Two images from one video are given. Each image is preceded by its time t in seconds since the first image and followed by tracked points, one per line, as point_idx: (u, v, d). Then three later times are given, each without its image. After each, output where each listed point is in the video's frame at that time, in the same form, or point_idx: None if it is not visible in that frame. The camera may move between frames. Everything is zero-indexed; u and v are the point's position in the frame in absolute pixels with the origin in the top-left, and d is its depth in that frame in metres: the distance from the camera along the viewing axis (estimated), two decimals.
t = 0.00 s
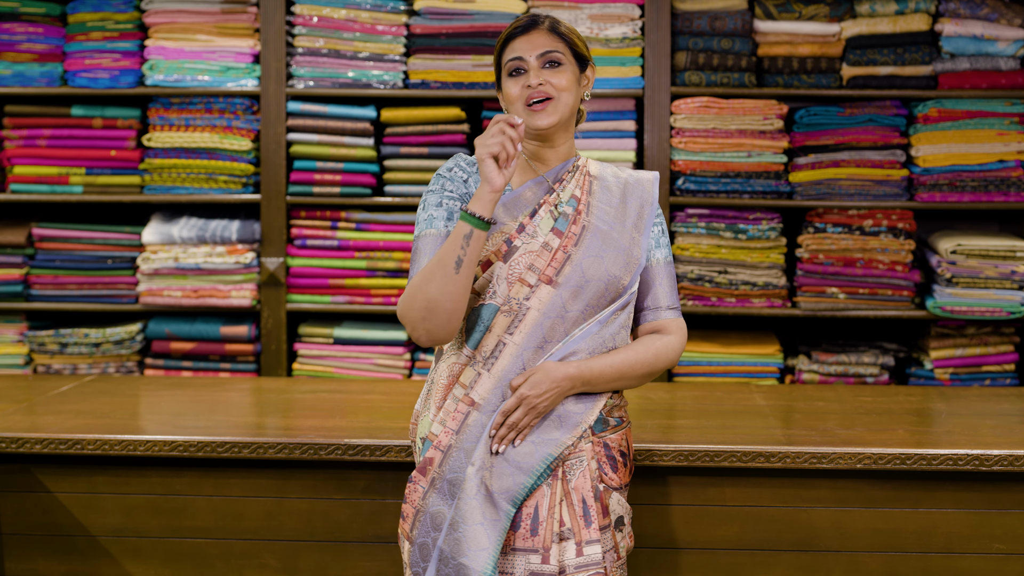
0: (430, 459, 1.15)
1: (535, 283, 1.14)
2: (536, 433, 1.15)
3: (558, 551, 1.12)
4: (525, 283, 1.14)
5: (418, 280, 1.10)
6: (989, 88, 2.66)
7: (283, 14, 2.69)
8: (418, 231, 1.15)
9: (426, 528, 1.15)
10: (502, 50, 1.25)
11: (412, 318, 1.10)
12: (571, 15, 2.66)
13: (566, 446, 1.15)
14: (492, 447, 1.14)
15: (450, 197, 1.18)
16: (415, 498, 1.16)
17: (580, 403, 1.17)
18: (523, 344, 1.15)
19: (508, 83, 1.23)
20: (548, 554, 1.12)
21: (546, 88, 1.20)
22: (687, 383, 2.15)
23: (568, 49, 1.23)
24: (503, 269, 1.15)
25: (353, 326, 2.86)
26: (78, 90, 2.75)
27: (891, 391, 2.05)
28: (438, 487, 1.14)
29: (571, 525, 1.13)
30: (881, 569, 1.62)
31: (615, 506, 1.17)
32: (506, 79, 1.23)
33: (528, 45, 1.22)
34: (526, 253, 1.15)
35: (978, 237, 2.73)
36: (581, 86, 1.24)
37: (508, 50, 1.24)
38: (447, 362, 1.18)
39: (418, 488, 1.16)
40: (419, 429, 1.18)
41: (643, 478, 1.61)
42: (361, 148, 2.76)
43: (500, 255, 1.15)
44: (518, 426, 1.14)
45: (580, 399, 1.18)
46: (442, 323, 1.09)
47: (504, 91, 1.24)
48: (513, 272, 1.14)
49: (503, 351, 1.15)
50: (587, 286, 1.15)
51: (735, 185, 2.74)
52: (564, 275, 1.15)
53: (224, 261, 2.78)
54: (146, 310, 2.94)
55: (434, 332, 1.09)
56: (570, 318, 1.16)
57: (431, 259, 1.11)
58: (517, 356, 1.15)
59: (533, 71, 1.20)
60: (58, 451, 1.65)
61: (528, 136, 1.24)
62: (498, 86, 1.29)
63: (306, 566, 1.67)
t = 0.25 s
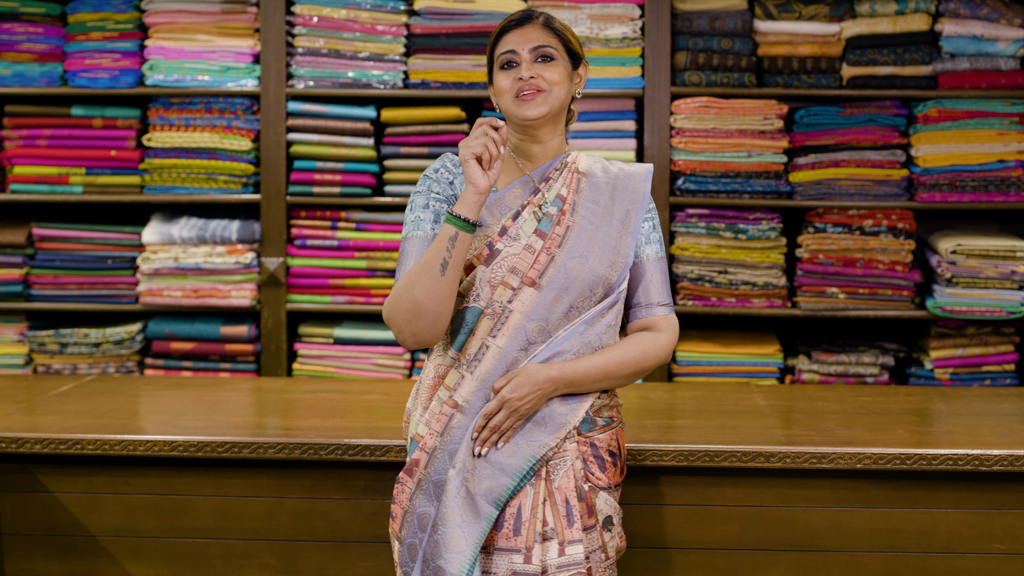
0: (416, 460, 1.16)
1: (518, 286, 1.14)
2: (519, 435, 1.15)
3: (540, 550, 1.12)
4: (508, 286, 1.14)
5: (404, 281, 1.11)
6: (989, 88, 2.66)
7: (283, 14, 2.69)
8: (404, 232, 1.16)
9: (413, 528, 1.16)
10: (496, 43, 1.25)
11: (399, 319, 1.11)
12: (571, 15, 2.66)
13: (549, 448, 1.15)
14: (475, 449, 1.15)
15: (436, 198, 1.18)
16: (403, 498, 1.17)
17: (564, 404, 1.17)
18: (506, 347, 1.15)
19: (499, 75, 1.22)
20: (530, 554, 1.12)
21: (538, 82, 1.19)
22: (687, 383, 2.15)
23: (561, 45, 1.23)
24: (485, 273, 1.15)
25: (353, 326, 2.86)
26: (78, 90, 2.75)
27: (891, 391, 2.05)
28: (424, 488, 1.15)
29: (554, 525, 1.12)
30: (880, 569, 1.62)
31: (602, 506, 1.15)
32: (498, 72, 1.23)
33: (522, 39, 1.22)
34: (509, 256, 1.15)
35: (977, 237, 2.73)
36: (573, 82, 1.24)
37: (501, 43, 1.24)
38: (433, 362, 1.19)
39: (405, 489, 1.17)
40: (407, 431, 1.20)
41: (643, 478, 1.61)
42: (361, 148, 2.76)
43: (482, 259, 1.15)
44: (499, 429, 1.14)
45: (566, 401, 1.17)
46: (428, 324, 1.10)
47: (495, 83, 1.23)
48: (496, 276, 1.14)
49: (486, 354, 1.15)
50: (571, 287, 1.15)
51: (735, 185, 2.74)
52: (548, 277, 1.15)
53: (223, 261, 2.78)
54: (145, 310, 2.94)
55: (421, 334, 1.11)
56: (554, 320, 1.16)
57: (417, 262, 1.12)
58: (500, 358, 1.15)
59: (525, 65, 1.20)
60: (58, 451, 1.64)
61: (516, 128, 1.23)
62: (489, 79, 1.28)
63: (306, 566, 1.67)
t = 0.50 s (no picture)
0: (404, 462, 1.16)
1: (501, 288, 1.14)
2: (504, 437, 1.15)
3: (525, 551, 1.12)
4: (491, 288, 1.14)
5: (391, 289, 1.11)
6: (989, 88, 2.66)
7: (283, 14, 2.69)
8: (390, 237, 1.16)
9: (402, 529, 1.16)
10: (486, 41, 1.25)
11: (386, 326, 1.11)
12: (571, 16, 2.66)
13: (535, 449, 1.14)
14: (461, 451, 1.15)
15: (422, 201, 1.18)
16: (392, 500, 1.17)
17: (551, 406, 1.16)
18: (490, 349, 1.15)
19: (487, 74, 1.22)
20: (515, 554, 1.12)
21: (527, 83, 1.19)
22: (687, 383, 2.15)
23: (551, 45, 1.23)
24: (468, 275, 1.15)
25: (353, 326, 2.86)
26: (78, 90, 2.76)
27: (891, 391, 2.05)
28: (411, 490, 1.16)
29: (538, 525, 1.12)
30: (880, 569, 1.62)
31: (589, 506, 1.14)
32: (487, 71, 1.23)
33: (512, 38, 1.22)
34: (491, 259, 1.15)
35: (977, 237, 2.73)
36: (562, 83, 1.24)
37: (491, 42, 1.24)
38: (421, 364, 1.20)
39: (394, 490, 1.17)
40: (398, 432, 1.21)
41: (643, 478, 1.61)
42: (360, 148, 2.76)
43: (465, 262, 1.15)
44: (484, 431, 1.14)
45: (552, 401, 1.16)
46: (415, 332, 1.11)
47: (484, 82, 1.24)
48: (478, 278, 1.14)
49: (469, 356, 1.15)
50: (555, 288, 1.15)
51: (735, 185, 2.74)
52: (531, 279, 1.14)
53: (224, 261, 2.78)
54: (145, 310, 2.94)
55: (407, 341, 1.11)
56: (539, 321, 1.15)
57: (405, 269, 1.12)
58: (484, 360, 1.15)
59: (514, 65, 1.20)
60: (58, 451, 1.64)
61: (504, 128, 1.23)
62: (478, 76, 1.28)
63: (306, 566, 1.67)
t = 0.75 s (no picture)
0: (398, 465, 1.18)
1: (490, 291, 1.14)
2: (496, 440, 1.16)
3: (515, 553, 1.12)
4: (479, 292, 1.14)
5: (380, 299, 1.11)
6: (989, 88, 2.66)
7: (283, 14, 2.69)
8: (379, 243, 1.16)
9: (395, 532, 1.17)
10: (477, 39, 1.24)
11: (374, 336, 1.12)
12: (571, 16, 2.66)
13: (526, 452, 1.14)
14: (452, 455, 1.15)
15: (410, 207, 1.18)
16: (386, 503, 1.19)
17: (543, 408, 1.15)
18: (480, 352, 1.15)
19: (478, 74, 1.21)
20: (505, 556, 1.11)
21: (518, 85, 1.19)
22: (687, 383, 2.15)
23: (542, 47, 1.23)
24: (457, 280, 1.15)
25: (353, 326, 2.86)
26: (78, 90, 2.75)
27: (891, 391, 2.05)
28: (405, 493, 1.17)
29: (529, 527, 1.11)
30: (880, 569, 1.62)
31: (583, 507, 1.14)
32: (477, 71, 1.22)
33: (504, 38, 1.21)
34: (479, 262, 1.14)
35: (977, 237, 2.73)
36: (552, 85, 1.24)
37: (482, 41, 1.23)
38: (412, 368, 1.21)
39: (388, 494, 1.19)
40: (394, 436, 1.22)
41: (643, 478, 1.61)
42: (360, 148, 2.76)
43: (454, 266, 1.16)
44: (475, 435, 1.14)
45: (545, 402, 1.16)
46: (402, 343, 1.11)
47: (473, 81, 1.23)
48: (466, 282, 1.14)
49: (459, 360, 1.15)
50: (544, 289, 1.15)
51: (735, 185, 2.74)
52: (519, 281, 1.14)
53: (224, 261, 2.78)
54: (145, 310, 2.94)
55: (396, 350, 1.12)
56: (529, 324, 1.15)
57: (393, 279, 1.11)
58: (474, 364, 1.15)
59: (506, 66, 1.20)
60: (58, 451, 1.64)
61: (494, 130, 1.23)
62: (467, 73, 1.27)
63: (306, 566, 1.67)
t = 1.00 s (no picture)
0: (392, 469, 1.18)
1: (480, 294, 1.15)
2: (490, 443, 1.16)
3: (509, 555, 1.11)
4: (470, 295, 1.15)
5: (373, 313, 1.13)
6: (989, 88, 2.66)
7: (283, 14, 2.69)
8: (371, 251, 1.17)
9: (391, 534, 1.17)
10: (472, 38, 1.23)
11: (367, 347, 1.15)
12: (571, 16, 2.66)
13: (520, 455, 1.14)
14: (446, 459, 1.16)
15: (400, 214, 1.18)
16: (382, 505, 1.19)
17: (537, 410, 1.15)
18: (472, 356, 1.15)
19: (472, 74, 1.21)
20: (499, 558, 1.11)
21: (511, 87, 1.19)
22: (687, 383, 2.15)
23: (537, 48, 1.22)
24: (448, 283, 1.16)
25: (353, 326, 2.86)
26: (78, 90, 2.75)
27: (891, 391, 2.05)
28: (400, 496, 1.17)
29: (522, 529, 1.11)
30: (880, 569, 1.62)
31: (578, 508, 1.13)
32: (471, 70, 1.22)
33: (499, 39, 1.20)
34: (469, 265, 1.15)
35: (977, 237, 2.73)
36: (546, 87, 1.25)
37: (477, 39, 1.22)
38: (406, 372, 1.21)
39: (383, 496, 1.19)
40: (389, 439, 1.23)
41: (643, 478, 1.61)
42: (360, 148, 2.76)
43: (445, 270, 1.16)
44: (469, 438, 1.15)
45: (540, 404, 1.16)
46: (395, 355, 1.14)
47: (467, 80, 1.23)
48: (457, 286, 1.15)
49: (452, 364, 1.16)
50: (534, 291, 1.15)
51: (735, 185, 2.74)
52: (509, 283, 1.14)
53: (224, 261, 2.78)
54: (145, 310, 2.94)
55: (389, 361, 1.15)
56: (521, 325, 1.15)
57: (385, 293, 1.13)
58: (466, 368, 1.16)
59: (500, 67, 1.19)
60: (58, 451, 1.64)
61: (486, 131, 1.23)
62: (460, 71, 1.27)
63: (306, 566, 1.67)
